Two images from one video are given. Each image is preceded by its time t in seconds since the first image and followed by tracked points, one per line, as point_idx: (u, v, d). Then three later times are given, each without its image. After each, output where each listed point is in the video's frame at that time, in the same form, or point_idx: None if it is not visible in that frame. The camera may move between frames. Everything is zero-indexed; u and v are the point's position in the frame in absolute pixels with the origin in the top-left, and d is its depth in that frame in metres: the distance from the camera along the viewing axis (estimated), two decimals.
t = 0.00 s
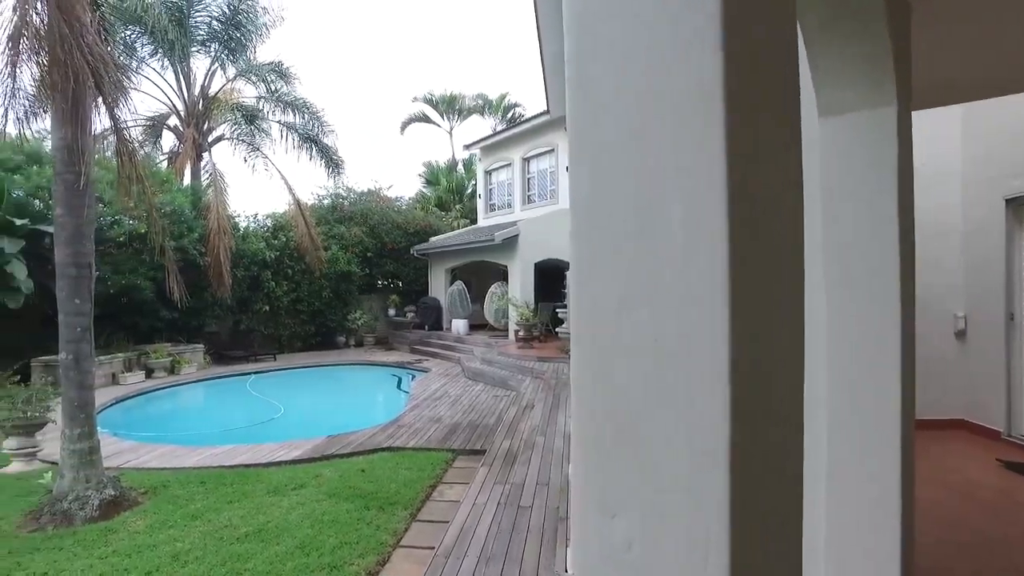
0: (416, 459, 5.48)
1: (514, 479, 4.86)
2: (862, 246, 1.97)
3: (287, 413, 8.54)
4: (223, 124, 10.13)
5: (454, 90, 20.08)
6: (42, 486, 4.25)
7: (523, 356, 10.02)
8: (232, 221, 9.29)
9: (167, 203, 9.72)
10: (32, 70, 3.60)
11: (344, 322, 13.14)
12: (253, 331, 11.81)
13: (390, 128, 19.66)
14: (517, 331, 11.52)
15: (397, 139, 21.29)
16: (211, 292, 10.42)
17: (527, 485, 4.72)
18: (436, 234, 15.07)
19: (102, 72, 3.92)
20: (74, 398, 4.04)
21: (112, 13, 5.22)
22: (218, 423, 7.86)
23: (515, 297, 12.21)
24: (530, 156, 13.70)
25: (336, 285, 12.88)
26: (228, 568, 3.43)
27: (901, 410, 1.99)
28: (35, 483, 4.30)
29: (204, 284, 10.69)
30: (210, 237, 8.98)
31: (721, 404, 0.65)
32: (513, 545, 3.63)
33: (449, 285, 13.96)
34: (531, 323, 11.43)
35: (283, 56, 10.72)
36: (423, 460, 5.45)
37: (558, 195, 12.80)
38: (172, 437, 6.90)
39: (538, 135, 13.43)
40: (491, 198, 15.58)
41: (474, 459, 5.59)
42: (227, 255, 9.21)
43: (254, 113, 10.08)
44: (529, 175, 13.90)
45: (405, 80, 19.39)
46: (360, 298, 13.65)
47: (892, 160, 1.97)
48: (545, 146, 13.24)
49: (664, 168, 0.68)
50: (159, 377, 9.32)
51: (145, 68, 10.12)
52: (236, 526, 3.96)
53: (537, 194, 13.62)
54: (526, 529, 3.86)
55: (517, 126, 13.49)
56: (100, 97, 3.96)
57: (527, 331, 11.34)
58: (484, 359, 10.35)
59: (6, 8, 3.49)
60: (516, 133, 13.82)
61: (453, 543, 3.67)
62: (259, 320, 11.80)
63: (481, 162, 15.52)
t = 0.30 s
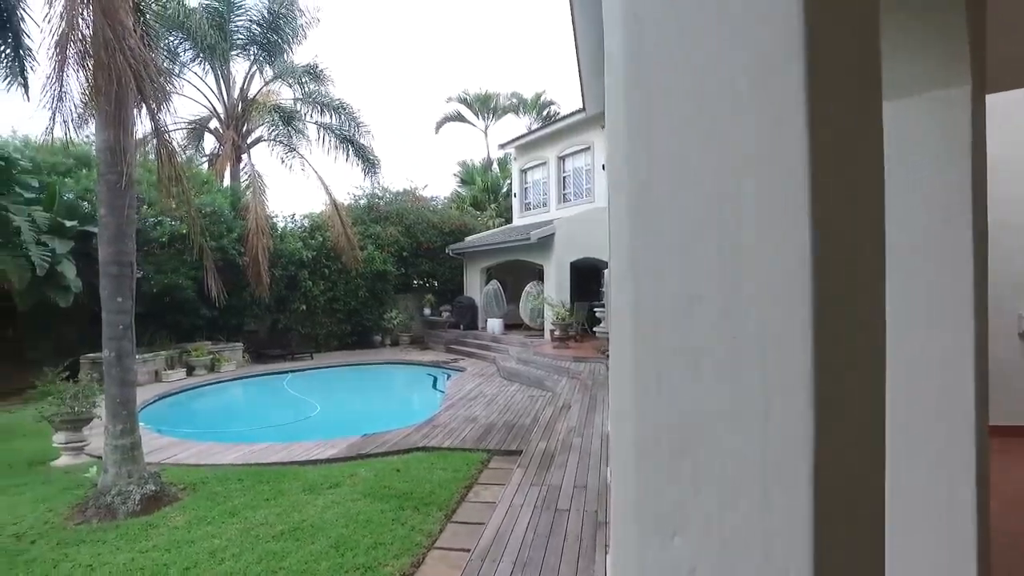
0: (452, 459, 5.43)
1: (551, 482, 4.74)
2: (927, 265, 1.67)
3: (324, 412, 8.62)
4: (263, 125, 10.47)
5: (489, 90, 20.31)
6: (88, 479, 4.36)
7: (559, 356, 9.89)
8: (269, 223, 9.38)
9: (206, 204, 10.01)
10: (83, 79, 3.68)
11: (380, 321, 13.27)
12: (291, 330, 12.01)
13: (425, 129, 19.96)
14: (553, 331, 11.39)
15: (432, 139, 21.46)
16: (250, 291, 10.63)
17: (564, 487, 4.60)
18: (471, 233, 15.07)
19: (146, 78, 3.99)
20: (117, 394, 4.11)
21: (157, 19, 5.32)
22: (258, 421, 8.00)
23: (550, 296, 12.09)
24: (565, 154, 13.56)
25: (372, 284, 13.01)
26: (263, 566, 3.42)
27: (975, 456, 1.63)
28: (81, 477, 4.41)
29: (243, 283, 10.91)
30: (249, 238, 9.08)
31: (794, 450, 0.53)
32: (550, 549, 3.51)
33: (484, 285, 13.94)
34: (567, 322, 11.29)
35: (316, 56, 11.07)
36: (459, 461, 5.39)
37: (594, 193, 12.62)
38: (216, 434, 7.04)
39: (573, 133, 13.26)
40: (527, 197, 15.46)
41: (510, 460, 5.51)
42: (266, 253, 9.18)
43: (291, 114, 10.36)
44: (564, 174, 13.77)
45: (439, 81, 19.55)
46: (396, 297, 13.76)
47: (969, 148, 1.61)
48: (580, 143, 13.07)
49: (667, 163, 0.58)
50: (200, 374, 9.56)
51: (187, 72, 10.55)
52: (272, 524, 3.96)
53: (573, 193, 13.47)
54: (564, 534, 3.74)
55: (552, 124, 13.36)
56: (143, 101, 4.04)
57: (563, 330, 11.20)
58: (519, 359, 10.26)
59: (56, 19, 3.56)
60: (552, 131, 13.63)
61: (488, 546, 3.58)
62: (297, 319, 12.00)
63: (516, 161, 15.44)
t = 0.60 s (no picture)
0: (486, 461, 5.34)
1: (589, 486, 4.61)
2: (1015, 36, 0.50)
3: (360, 412, 8.67)
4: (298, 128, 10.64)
5: (524, 90, 20.49)
6: (130, 476, 4.44)
7: (595, 357, 9.72)
8: (305, 224, 9.40)
9: (245, 205, 10.22)
10: (125, 81, 3.74)
11: (416, 321, 13.35)
12: (327, 329, 12.16)
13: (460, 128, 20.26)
14: (589, 331, 11.21)
15: (466, 140, 21.58)
16: (287, 291, 10.81)
17: (603, 492, 4.46)
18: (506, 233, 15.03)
19: (186, 80, 4.02)
20: (156, 393, 4.14)
21: (200, 26, 5.44)
22: (297, 420, 8.12)
23: (586, 297, 11.93)
24: (600, 153, 13.38)
25: (408, 284, 13.10)
26: (298, 567, 3.39)
27: None
28: (124, 474, 4.49)
29: (280, 284, 11.06)
30: (286, 238, 9.15)
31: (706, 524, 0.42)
32: (589, 557, 3.39)
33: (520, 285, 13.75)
34: (603, 323, 11.11)
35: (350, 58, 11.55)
36: (495, 463, 5.31)
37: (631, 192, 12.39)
38: (257, 433, 7.14)
39: (609, 131, 13.05)
40: (562, 196, 15.34)
41: (546, 463, 5.40)
42: (302, 256, 9.19)
43: (326, 116, 10.58)
44: (600, 173, 13.59)
45: (473, 82, 19.63)
46: (431, 297, 13.83)
47: None
48: (616, 142, 12.85)
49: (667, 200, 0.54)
50: (239, 373, 9.76)
51: (226, 77, 10.97)
52: (308, 524, 3.94)
53: (609, 191, 13.27)
54: (604, 541, 3.61)
55: (587, 122, 13.19)
56: (182, 105, 4.06)
57: (599, 331, 11.03)
58: (555, 360, 10.15)
59: (102, 25, 3.65)
60: (587, 130, 13.44)
61: (526, 552, 3.48)
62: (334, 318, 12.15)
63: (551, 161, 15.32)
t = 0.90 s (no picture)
0: (521, 463, 5.25)
1: (626, 491, 4.47)
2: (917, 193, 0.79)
3: (393, 412, 8.68)
4: (331, 129, 10.90)
5: (557, 89, 20.36)
6: (168, 474, 4.49)
7: (630, 358, 9.54)
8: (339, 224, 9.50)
9: (280, 206, 10.35)
10: (162, 83, 3.75)
11: (448, 321, 13.34)
12: (361, 330, 12.24)
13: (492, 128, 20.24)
14: (622, 332, 11.00)
15: (498, 140, 21.52)
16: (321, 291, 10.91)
17: (640, 498, 4.31)
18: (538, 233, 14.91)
19: (221, 83, 4.02)
20: (192, 392, 4.18)
21: (235, 30, 5.51)
22: (332, 419, 8.18)
23: (620, 297, 11.71)
24: (634, 151, 13.14)
25: (440, 285, 13.10)
26: (332, 569, 3.36)
27: None
28: (162, 472, 4.55)
29: (314, 284, 11.18)
30: (321, 239, 9.23)
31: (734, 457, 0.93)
32: (627, 566, 3.26)
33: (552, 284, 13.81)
34: (637, 323, 10.89)
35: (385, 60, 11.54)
36: (528, 465, 5.22)
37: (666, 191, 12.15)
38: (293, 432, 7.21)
39: (644, 129, 12.80)
40: (595, 196, 15.12)
41: (581, 466, 5.28)
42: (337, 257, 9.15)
43: (359, 117, 10.77)
44: (634, 171, 13.35)
45: (506, 82, 19.62)
46: (463, 297, 13.81)
47: None
48: (651, 140, 12.59)
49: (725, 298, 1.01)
50: (275, 372, 9.90)
51: (262, 79, 11.23)
52: (342, 525, 3.92)
53: (643, 190, 13.05)
54: (642, 550, 3.47)
55: (621, 121, 13.00)
56: (218, 108, 4.05)
57: (633, 331, 10.82)
58: (588, 361, 9.98)
59: (139, 29, 3.67)
60: (620, 128, 13.23)
61: (562, 559, 3.37)
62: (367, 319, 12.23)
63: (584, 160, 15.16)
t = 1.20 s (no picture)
0: (557, 465, 5.15)
1: (666, 496, 4.32)
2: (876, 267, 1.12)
3: (429, 412, 8.68)
4: (366, 131, 11.07)
5: (592, 87, 20.16)
6: (207, 472, 4.56)
7: (668, 360, 9.32)
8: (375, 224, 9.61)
9: (317, 206, 10.48)
10: (201, 83, 3.77)
11: (483, 321, 13.32)
12: (397, 330, 12.33)
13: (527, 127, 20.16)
14: (659, 332, 10.77)
15: (533, 139, 21.42)
16: (357, 291, 11.01)
17: (680, 504, 4.15)
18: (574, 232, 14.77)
19: (259, 84, 4.03)
20: (230, 391, 4.21)
21: (272, 34, 5.56)
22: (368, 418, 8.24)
23: (657, 296, 11.47)
24: (671, 149, 12.87)
25: (475, 285, 13.09)
26: (367, 570, 3.32)
27: None
28: (202, 469, 4.62)
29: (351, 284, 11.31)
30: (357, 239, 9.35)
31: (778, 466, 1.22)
32: None
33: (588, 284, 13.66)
34: (675, 324, 10.64)
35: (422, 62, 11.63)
36: (565, 467, 5.11)
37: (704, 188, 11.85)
38: (330, 431, 7.29)
39: (683, 126, 12.51)
40: (631, 194, 14.88)
41: (619, 469, 5.14)
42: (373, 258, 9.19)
43: (395, 117, 10.94)
44: (671, 169, 13.07)
45: (541, 81, 19.52)
46: (498, 297, 13.77)
47: None
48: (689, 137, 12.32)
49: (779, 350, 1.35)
50: (312, 371, 10.04)
51: (300, 82, 11.41)
52: (377, 527, 3.89)
53: (681, 189, 12.76)
54: (685, 560, 3.31)
55: (658, 118, 12.74)
56: (256, 110, 4.07)
57: (671, 332, 10.58)
58: (625, 361, 9.79)
59: (180, 30, 3.70)
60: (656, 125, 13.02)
61: (600, 566, 3.25)
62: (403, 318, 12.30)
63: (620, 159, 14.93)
